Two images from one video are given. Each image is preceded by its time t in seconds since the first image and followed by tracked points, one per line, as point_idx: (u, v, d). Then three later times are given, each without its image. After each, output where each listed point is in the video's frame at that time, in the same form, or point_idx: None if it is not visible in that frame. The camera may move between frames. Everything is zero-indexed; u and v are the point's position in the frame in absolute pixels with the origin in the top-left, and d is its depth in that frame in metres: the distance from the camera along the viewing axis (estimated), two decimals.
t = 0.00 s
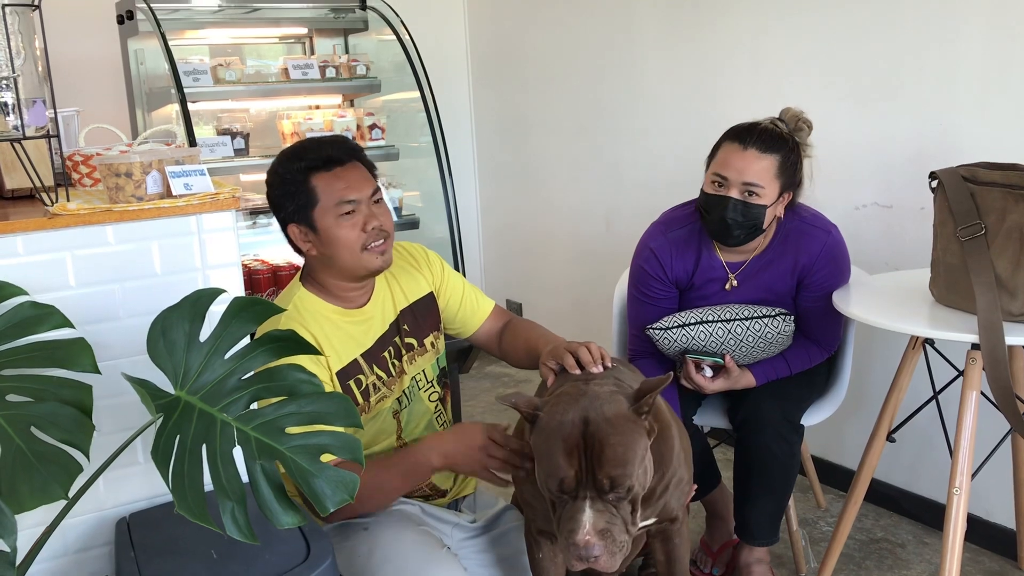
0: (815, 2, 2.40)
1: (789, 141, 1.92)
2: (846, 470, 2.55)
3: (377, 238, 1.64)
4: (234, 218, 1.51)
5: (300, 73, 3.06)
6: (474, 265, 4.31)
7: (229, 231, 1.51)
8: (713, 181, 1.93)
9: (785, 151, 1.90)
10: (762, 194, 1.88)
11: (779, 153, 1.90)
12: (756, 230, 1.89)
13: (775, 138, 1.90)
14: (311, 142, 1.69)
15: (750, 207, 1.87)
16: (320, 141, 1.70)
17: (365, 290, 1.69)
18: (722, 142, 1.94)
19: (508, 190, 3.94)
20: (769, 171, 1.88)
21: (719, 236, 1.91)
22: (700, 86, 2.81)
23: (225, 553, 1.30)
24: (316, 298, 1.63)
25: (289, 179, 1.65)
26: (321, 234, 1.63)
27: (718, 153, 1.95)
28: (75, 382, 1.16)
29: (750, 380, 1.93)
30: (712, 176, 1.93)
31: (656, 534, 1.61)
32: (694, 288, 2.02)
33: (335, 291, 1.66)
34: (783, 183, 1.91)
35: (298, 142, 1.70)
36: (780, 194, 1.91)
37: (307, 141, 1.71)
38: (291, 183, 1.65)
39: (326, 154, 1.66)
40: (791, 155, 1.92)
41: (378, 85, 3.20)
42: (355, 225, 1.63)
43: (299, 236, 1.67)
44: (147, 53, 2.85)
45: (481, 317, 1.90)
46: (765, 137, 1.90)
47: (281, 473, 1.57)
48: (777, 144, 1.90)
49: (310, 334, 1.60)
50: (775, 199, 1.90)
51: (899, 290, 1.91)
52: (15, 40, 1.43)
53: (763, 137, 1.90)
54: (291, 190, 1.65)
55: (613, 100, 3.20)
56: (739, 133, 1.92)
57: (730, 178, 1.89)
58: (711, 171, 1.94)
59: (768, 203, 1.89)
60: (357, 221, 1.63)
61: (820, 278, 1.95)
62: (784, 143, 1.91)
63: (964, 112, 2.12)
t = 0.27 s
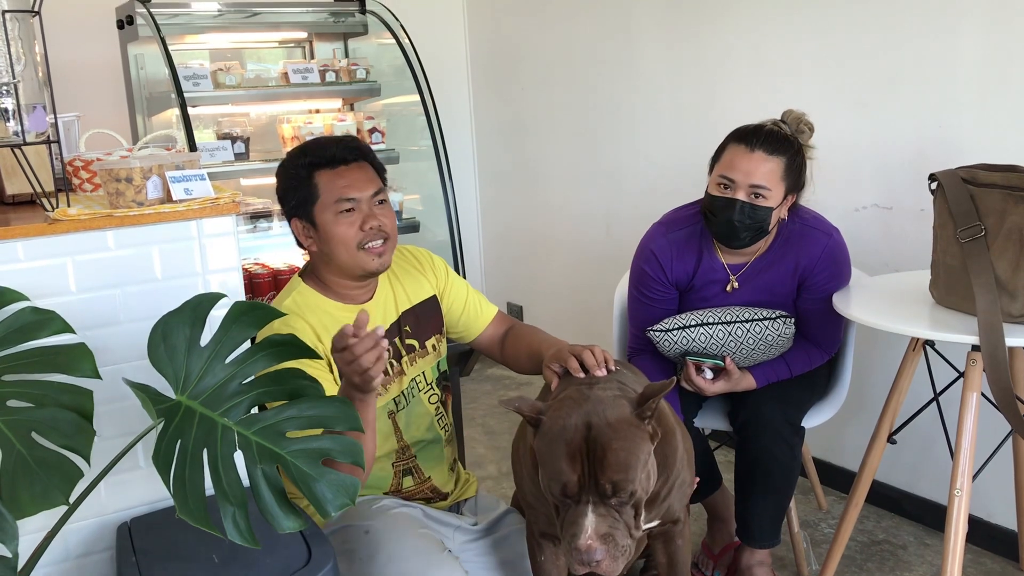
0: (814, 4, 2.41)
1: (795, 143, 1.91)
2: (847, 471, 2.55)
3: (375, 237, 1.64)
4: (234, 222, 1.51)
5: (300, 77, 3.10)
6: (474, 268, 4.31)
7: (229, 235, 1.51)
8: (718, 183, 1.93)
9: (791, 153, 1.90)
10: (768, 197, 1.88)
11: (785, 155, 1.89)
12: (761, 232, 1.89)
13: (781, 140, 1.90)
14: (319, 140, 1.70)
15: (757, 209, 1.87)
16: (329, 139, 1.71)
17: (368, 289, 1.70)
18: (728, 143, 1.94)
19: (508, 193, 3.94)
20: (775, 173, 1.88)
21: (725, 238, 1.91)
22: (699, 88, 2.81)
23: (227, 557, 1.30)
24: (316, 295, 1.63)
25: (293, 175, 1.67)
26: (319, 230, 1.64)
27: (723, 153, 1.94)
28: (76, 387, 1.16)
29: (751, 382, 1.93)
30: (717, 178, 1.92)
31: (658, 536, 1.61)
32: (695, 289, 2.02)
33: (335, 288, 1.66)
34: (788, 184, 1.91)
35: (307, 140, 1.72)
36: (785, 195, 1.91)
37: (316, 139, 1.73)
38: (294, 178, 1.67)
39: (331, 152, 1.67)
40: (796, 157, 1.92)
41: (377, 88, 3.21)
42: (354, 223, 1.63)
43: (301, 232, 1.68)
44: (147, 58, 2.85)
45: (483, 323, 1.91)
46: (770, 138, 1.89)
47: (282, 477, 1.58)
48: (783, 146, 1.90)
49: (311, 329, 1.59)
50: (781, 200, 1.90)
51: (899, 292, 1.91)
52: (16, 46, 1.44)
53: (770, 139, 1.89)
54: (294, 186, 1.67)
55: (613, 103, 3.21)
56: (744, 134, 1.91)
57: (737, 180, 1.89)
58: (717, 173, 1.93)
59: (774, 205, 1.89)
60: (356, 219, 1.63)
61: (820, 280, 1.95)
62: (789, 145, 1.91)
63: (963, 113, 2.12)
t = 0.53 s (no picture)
0: (813, 4, 2.41)
1: (792, 142, 1.92)
2: (846, 471, 2.55)
3: (375, 235, 1.64)
4: (233, 222, 1.52)
5: (300, 77, 3.09)
6: (474, 268, 4.31)
7: (229, 236, 1.51)
8: (716, 183, 1.93)
9: (789, 152, 1.91)
10: (767, 195, 1.88)
11: (782, 153, 1.90)
12: (760, 231, 1.89)
13: (778, 138, 1.90)
14: (317, 139, 1.70)
15: (756, 207, 1.87)
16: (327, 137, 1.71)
17: (372, 288, 1.70)
18: (725, 143, 1.94)
19: (508, 193, 3.94)
20: (773, 171, 1.88)
21: (724, 238, 1.90)
22: (699, 88, 2.81)
23: (226, 558, 1.30)
24: (321, 296, 1.63)
25: (293, 173, 1.67)
26: (320, 228, 1.64)
27: (720, 153, 1.95)
28: (76, 388, 1.16)
29: (750, 382, 1.93)
30: (715, 177, 1.92)
31: (657, 537, 1.61)
32: (695, 290, 2.02)
33: (336, 286, 1.66)
34: (787, 183, 1.91)
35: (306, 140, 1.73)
36: (783, 194, 1.91)
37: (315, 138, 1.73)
38: (293, 177, 1.67)
39: (330, 150, 1.68)
40: (793, 155, 1.92)
41: (377, 89, 3.21)
42: (354, 220, 1.64)
43: (302, 231, 1.69)
44: (147, 59, 2.86)
45: (483, 325, 1.92)
46: (768, 137, 1.90)
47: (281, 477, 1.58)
48: (780, 145, 1.90)
49: (314, 329, 1.59)
50: (779, 199, 1.91)
51: (898, 291, 1.91)
52: (15, 47, 1.44)
53: (767, 137, 1.90)
54: (293, 185, 1.67)
55: (612, 103, 3.21)
56: (741, 133, 1.92)
57: (736, 179, 1.88)
58: (715, 173, 1.93)
59: (772, 204, 1.89)
60: (356, 217, 1.64)
61: (819, 279, 1.95)
62: (786, 143, 1.91)
63: (963, 112, 2.12)
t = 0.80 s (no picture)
0: None
1: (790, 132, 1.92)
2: (845, 466, 2.56)
3: (369, 231, 1.63)
4: (233, 217, 1.52)
5: (299, 73, 3.06)
6: (474, 263, 4.31)
7: (229, 230, 1.52)
8: (725, 180, 1.90)
9: (789, 143, 1.91)
10: (778, 185, 1.89)
11: (786, 143, 1.90)
12: (775, 220, 1.89)
13: (779, 128, 1.90)
14: (314, 136, 1.70)
15: (771, 199, 1.87)
16: (324, 133, 1.71)
17: (373, 284, 1.70)
18: (726, 138, 1.91)
19: (508, 188, 3.94)
20: (781, 161, 1.89)
21: (742, 234, 1.89)
22: (699, 84, 2.81)
23: (226, 551, 1.30)
24: (325, 292, 1.63)
25: (290, 170, 1.68)
26: (315, 225, 1.64)
27: (722, 149, 1.92)
28: (76, 382, 1.17)
29: (748, 378, 1.94)
30: (724, 175, 1.89)
31: (655, 531, 1.62)
32: (694, 285, 2.03)
33: (335, 282, 1.66)
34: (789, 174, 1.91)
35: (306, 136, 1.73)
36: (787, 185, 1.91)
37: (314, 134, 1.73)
38: (291, 174, 1.68)
39: (326, 146, 1.67)
40: (792, 144, 1.92)
41: (377, 83, 3.20)
42: (347, 217, 1.63)
43: (301, 228, 1.69)
44: (147, 53, 2.85)
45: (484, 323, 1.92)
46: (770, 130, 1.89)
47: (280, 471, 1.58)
48: (782, 136, 1.90)
49: (316, 326, 1.60)
50: (785, 189, 1.91)
51: (897, 287, 1.91)
52: (15, 40, 1.44)
53: (769, 128, 1.89)
54: (291, 181, 1.68)
55: (612, 98, 3.20)
56: (742, 127, 1.90)
57: (747, 173, 1.87)
58: (721, 170, 1.90)
59: (783, 192, 1.90)
60: (350, 213, 1.63)
61: (819, 274, 1.95)
62: (786, 132, 1.91)
63: (962, 108, 2.12)
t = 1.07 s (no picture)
0: None
1: (790, 120, 1.92)
2: (844, 457, 2.56)
3: (365, 221, 1.63)
4: (233, 205, 1.52)
5: (300, 61, 3.05)
6: (474, 253, 4.31)
7: (229, 218, 1.52)
8: (733, 169, 1.89)
9: (791, 130, 1.91)
10: (784, 172, 1.89)
11: (789, 130, 1.90)
12: (782, 207, 1.90)
13: (781, 116, 1.90)
14: (310, 125, 1.69)
15: (779, 186, 1.87)
16: (319, 121, 1.70)
17: (375, 273, 1.70)
18: (729, 127, 1.91)
19: (508, 178, 3.93)
20: (785, 148, 1.89)
21: (753, 222, 1.88)
22: (700, 74, 2.80)
23: (226, 539, 1.31)
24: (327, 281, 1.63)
25: (287, 160, 1.68)
26: (312, 215, 1.65)
27: (726, 138, 1.91)
28: (75, 369, 1.17)
29: (748, 368, 1.94)
30: (732, 164, 1.88)
31: (653, 520, 1.62)
32: (695, 274, 2.02)
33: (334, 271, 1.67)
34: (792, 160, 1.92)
35: (303, 125, 1.72)
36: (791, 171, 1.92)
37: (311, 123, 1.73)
38: (288, 164, 1.68)
39: (321, 136, 1.67)
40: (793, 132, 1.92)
41: (377, 72, 3.19)
42: (343, 207, 1.63)
43: (300, 218, 1.70)
44: (147, 41, 2.84)
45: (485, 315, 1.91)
46: (773, 117, 1.89)
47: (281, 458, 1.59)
48: (784, 123, 1.90)
49: (319, 314, 1.60)
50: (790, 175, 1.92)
51: (897, 278, 1.91)
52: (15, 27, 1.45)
53: (771, 116, 1.89)
54: (288, 172, 1.68)
55: (613, 89, 3.19)
56: (746, 115, 1.89)
57: (756, 161, 1.87)
58: (728, 159, 1.90)
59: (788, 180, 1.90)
60: (346, 203, 1.63)
61: (819, 265, 1.95)
62: (787, 120, 1.91)
63: (965, 98, 2.11)
